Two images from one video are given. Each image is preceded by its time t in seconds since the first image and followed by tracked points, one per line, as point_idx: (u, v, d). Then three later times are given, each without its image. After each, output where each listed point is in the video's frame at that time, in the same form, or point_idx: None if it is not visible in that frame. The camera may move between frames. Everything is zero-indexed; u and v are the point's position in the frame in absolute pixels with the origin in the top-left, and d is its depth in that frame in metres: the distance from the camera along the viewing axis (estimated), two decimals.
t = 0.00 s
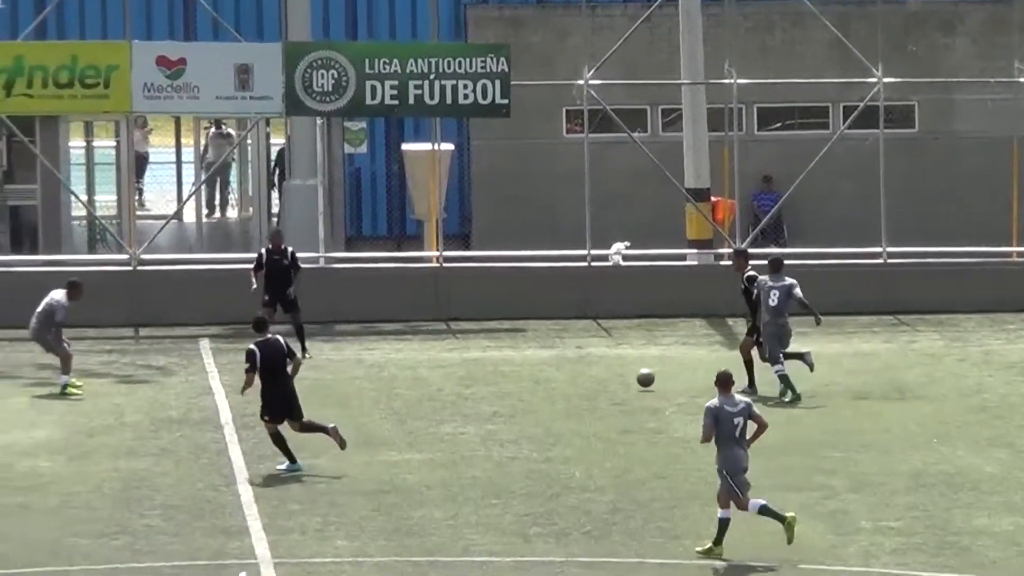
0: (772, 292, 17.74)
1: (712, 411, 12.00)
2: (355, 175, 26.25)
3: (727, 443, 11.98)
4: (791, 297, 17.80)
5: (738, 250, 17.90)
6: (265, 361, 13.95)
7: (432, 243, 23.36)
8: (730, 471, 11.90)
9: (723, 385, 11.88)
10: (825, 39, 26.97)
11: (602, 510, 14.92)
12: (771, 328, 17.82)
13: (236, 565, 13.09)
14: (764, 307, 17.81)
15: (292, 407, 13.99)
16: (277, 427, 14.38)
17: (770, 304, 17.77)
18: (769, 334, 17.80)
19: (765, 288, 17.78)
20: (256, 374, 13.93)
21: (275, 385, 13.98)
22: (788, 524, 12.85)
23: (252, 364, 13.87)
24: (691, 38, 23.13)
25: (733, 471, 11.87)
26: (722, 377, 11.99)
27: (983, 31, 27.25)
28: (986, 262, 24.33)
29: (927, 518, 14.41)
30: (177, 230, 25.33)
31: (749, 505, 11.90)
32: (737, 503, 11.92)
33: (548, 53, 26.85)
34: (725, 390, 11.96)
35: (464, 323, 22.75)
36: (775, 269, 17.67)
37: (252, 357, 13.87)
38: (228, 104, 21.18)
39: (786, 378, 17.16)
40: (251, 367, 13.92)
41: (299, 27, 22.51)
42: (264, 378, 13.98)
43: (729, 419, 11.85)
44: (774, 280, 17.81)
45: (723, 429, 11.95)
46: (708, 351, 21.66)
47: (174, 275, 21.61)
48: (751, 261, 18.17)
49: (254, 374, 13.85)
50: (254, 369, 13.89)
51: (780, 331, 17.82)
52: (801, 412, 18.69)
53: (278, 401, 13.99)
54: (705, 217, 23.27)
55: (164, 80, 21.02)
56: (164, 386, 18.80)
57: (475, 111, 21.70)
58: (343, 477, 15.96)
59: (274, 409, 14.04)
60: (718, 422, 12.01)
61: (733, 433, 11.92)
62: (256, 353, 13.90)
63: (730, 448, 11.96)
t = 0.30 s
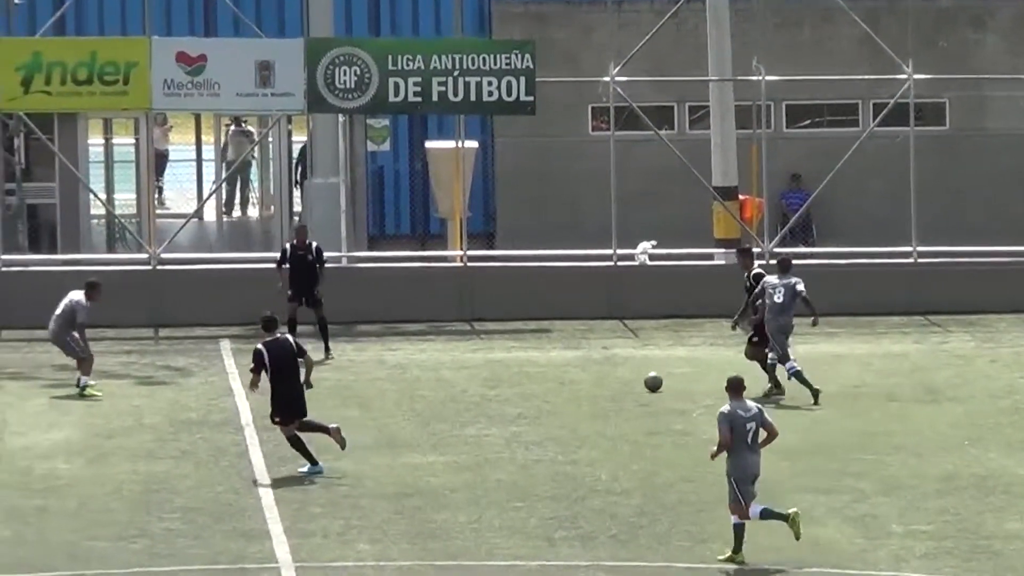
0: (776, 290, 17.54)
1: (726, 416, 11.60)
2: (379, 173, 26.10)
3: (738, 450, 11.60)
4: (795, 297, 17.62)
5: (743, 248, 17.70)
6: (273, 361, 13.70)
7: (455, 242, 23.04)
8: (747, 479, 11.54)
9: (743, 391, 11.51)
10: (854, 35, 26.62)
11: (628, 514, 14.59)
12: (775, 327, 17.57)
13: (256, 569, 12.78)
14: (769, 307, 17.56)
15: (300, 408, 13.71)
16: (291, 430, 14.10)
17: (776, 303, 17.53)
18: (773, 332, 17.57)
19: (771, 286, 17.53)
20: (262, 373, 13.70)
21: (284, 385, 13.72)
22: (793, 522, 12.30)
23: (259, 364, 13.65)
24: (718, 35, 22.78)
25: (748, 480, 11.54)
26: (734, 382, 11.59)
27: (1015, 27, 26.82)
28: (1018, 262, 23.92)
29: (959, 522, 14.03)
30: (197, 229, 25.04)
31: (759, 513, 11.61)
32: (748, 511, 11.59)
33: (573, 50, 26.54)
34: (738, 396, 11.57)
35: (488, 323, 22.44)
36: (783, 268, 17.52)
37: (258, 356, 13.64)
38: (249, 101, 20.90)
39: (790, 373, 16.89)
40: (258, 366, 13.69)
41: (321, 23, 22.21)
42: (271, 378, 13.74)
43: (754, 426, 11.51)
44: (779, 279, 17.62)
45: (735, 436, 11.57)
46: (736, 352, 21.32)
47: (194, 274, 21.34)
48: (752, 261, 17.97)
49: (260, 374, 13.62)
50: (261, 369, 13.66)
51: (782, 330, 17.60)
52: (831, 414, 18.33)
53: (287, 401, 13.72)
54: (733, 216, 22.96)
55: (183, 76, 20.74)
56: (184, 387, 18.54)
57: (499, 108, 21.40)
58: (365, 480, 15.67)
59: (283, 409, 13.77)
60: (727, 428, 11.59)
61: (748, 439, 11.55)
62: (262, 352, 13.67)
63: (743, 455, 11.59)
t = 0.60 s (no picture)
0: (784, 288, 17.11)
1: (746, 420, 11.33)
2: (410, 171, 25.59)
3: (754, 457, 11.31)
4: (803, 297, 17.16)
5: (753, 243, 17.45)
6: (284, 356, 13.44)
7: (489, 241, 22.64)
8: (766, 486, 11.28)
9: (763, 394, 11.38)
10: (895, 29, 26.17)
11: (665, 518, 14.16)
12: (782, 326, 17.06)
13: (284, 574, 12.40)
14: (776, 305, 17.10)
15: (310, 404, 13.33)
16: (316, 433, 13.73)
17: (783, 301, 17.08)
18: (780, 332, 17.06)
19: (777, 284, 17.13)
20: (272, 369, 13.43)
21: (296, 381, 13.37)
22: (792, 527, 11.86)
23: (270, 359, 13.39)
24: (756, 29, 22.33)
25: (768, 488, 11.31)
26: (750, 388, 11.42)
27: None
28: None
29: (1005, 527, 13.56)
30: (225, 226, 24.68)
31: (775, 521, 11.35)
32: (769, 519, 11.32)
33: (608, 45, 26.10)
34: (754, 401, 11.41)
35: (522, 324, 22.04)
36: (789, 266, 17.11)
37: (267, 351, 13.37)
38: (278, 96, 20.55)
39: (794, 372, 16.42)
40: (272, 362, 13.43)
41: (351, 17, 21.86)
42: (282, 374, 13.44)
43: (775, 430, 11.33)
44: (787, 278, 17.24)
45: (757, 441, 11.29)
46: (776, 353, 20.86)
47: (223, 274, 21.01)
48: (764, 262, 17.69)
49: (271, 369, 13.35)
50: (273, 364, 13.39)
51: (790, 330, 17.07)
52: (874, 416, 17.87)
53: (298, 397, 13.37)
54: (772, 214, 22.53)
55: (211, 71, 20.41)
56: (213, 389, 18.18)
57: (533, 104, 21.02)
58: (396, 484, 15.28)
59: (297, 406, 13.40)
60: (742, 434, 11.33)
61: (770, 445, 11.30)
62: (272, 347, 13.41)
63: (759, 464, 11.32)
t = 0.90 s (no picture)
0: (793, 287, 16.53)
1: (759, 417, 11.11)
2: (437, 168, 25.20)
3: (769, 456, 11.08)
4: (812, 298, 16.57)
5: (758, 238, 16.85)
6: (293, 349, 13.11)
7: (517, 240, 22.28)
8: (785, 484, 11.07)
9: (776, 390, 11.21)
10: (930, 25, 25.82)
11: (697, 521, 13.83)
12: (790, 328, 16.51)
13: None
14: (783, 306, 16.53)
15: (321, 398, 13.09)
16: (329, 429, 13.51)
17: (792, 302, 16.50)
18: (786, 332, 16.53)
19: (785, 285, 16.54)
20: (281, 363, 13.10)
21: (307, 376, 13.11)
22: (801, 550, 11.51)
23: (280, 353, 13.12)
24: (789, 24, 21.98)
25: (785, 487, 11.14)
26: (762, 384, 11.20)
27: None
28: None
29: None
30: (249, 225, 24.42)
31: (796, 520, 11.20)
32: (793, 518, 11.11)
33: (638, 41, 25.77)
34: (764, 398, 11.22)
35: (551, 324, 21.69)
36: (796, 265, 16.48)
37: (278, 346, 13.10)
38: (303, 92, 20.28)
39: (791, 374, 15.96)
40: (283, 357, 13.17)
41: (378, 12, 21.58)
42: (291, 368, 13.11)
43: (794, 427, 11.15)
44: (795, 278, 16.64)
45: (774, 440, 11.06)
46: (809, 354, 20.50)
47: (247, 274, 20.70)
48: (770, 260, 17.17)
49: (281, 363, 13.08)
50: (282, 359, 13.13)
51: (798, 332, 16.52)
52: (910, 418, 17.48)
53: (310, 392, 13.11)
54: (805, 212, 22.17)
55: (235, 67, 20.14)
56: (237, 390, 17.90)
57: (561, 100, 20.70)
58: (422, 486, 14.97)
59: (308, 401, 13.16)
60: (753, 432, 11.11)
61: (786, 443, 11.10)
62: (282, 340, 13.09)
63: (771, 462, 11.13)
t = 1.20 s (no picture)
0: (803, 291, 15.76)
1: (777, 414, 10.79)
2: (473, 165, 24.81)
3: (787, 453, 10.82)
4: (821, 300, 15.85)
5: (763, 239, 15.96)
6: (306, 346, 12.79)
7: (555, 239, 21.81)
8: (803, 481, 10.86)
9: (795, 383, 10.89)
10: (975, 21, 25.48)
11: (739, 526, 13.41)
12: (801, 333, 15.79)
13: None
14: (794, 310, 15.77)
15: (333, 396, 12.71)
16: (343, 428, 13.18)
17: (803, 306, 15.76)
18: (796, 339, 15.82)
19: (796, 288, 15.77)
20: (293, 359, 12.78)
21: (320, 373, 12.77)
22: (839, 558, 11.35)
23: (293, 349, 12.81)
24: (832, 19, 21.54)
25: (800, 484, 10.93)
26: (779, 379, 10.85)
27: None
28: None
29: None
30: (281, 223, 24.11)
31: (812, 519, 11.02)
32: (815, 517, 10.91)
33: (678, 36, 25.34)
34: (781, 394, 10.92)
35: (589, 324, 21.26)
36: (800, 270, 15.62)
37: (290, 341, 12.78)
38: (336, 89, 19.92)
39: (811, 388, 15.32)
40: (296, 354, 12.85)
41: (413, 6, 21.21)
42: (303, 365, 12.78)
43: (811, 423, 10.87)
44: (803, 279, 15.85)
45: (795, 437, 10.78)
46: (852, 356, 20.05)
47: (281, 274, 20.35)
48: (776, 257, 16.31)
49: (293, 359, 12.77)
50: (295, 354, 12.79)
51: (809, 336, 15.83)
52: (957, 420, 17.01)
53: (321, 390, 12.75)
54: (848, 211, 21.71)
55: (267, 63, 19.79)
56: (269, 391, 17.55)
57: (600, 96, 20.31)
58: (456, 490, 14.59)
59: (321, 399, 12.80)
60: (772, 429, 10.83)
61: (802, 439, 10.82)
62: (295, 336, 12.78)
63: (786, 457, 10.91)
